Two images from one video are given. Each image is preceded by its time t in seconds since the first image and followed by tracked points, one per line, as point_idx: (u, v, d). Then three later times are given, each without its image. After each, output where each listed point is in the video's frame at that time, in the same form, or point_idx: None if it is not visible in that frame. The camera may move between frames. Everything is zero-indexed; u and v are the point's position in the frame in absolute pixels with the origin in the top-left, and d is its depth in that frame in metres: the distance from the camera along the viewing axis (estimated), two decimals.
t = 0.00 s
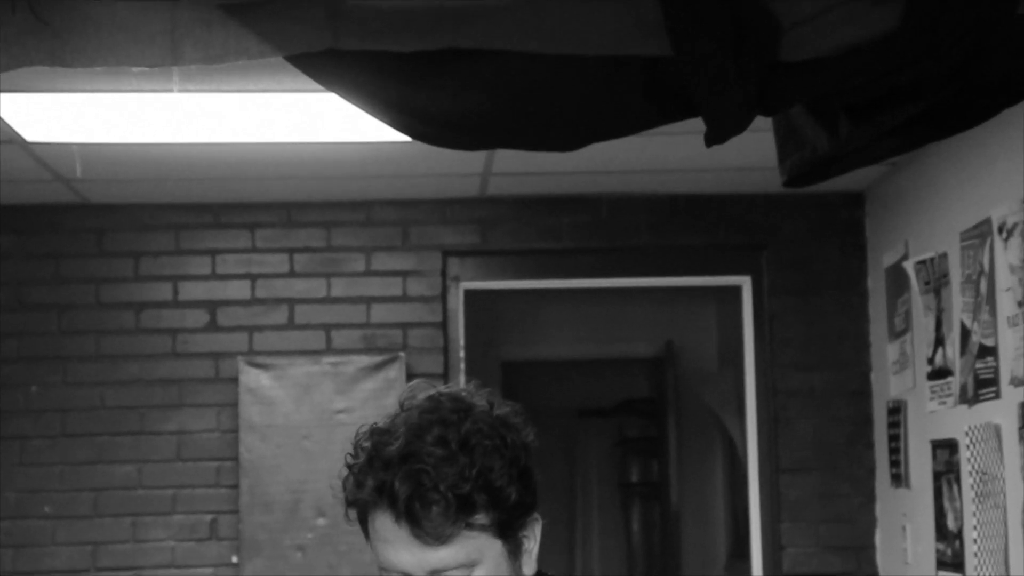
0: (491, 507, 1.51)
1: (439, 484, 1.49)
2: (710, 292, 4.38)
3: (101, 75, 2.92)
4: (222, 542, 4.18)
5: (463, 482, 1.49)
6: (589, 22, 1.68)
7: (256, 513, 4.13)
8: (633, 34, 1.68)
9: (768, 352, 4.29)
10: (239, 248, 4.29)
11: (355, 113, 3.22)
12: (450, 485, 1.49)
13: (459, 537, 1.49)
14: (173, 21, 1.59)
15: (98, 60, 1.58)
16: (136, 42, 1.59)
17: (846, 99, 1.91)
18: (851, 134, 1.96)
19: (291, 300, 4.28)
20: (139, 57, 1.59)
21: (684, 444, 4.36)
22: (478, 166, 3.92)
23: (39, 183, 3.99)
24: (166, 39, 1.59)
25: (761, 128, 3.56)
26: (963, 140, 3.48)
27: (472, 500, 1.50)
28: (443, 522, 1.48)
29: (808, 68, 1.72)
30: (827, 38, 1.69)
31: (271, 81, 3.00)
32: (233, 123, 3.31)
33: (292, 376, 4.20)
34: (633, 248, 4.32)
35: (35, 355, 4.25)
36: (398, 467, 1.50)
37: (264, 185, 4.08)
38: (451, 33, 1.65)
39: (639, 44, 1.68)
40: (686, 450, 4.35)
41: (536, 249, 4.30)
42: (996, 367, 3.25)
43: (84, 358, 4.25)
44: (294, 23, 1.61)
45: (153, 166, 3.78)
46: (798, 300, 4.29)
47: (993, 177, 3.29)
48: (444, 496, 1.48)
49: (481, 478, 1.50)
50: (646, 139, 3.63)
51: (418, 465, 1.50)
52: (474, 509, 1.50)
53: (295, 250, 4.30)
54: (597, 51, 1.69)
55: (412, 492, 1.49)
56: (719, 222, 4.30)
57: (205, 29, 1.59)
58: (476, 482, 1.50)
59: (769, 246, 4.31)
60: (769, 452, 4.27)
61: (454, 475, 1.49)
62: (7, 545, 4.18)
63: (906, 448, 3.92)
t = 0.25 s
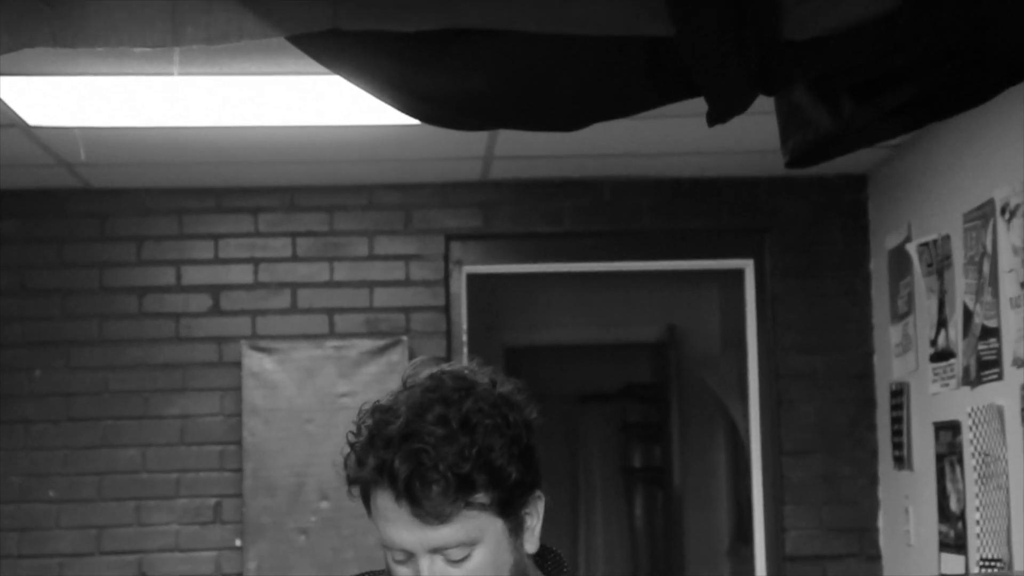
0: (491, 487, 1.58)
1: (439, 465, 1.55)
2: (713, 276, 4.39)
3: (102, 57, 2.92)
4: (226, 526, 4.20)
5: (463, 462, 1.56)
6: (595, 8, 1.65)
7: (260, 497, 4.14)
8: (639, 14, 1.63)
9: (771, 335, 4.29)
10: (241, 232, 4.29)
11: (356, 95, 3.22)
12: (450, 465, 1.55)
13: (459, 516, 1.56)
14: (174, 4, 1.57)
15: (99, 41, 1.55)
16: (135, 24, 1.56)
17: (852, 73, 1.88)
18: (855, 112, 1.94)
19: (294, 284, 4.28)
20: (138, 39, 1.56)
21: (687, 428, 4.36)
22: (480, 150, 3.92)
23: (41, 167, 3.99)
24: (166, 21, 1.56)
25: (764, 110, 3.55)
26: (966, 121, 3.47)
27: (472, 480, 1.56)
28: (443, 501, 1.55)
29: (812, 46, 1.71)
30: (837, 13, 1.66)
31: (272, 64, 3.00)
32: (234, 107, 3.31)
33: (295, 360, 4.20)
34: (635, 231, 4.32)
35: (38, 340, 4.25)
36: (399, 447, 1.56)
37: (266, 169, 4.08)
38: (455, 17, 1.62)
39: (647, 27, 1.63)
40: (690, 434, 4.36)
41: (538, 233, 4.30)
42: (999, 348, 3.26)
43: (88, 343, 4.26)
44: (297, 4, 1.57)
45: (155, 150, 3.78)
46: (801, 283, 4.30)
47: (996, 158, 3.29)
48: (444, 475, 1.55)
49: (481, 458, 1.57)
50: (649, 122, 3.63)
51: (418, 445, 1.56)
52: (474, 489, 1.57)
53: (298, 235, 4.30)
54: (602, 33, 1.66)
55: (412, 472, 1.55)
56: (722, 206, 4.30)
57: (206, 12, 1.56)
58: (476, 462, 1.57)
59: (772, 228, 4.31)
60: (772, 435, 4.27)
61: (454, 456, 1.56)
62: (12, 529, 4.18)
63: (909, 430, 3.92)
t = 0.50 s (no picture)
0: (499, 463, 1.58)
1: (447, 440, 1.56)
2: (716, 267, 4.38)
3: (105, 48, 2.93)
4: (230, 517, 4.20)
5: (471, 439, 1.56)
6: None
7: (263, 489, 4.15)
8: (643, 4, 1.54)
9: (773, 327, 4.29)
10: (244, 224, 4.30)
11: (359, 85, 3.22)
12: (458, 441, 1.56)
13: (467, 492, 1.57)
14: None
15: (99, 30, 1.44)
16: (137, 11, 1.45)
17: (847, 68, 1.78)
18: (860, 100, 1.83)
19: (297, 276, 4.29)
20: (142, 28, 1.45)
21: (690, 421, 4.35)
22: (482, 142, 3.92)
23: (44, 160, 4.00)
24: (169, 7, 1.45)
25: (766, 101, 3.55)
26: (968, 111, 3.47)
27: (480, 456, 1.57)
28: (451, 477, 1.55)
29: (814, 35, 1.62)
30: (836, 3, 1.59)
31: (275, 55, 3.01)
32: (237, 99, 3.32)
33: (298, 352, 4.21)
34: (637, 224, 4.32)
35: (41, 332, 4.25)
36: (407, 423, 1.57)
37: (269, 161, 4.08)
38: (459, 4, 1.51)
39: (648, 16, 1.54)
40: (693, 428, 4.35)
41: (541, 225, 4.31)
42: (1001, 339, 3.26)
43: (91, 335, 4.26)
44: None
45: (157, 142, 3.79)
46: (803, 274, 4.30)
47: (998, 148, 3.29)
48: (452, 451, 1.56)
49: (489, 434, 1.57)
50: (651, 113, 3.63)
51: (426, 421, 1.56)
52: (481, 464, 1.57)
53: (300, 227, 4.30)
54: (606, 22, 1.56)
55: (420, 448, 1.56)
56: (724, 197, 4.30)
57: None
58: (484, 438, 1.57)
59: (774, 220, 4.31)
60: (774, 428, 4.27)
61: (462, 432, 1.57)
62: (15, 521, 4.19)
63: (911, 422, 3.92)
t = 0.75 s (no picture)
0: (507, 426, 1.49)
1: (456, 405, 1.46)
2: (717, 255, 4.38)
3: (106, 35, 2.94)
4: (232, 505, 4.21)
5: (480, 401, 1.47)
6: None
7: (265, 476, 4.16)
8: None
9: (774, 314, 4.29)
10: (245, 213, 4.30)
11: (360, 72, 3.23)
12: (467, 405, 1.46)
13: (476, 455, 1.47)
14: None
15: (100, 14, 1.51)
16: None
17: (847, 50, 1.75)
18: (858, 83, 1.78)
19: (298, 264, 4.29)
20: (141, 12, 1.51)
21: (692, 409, 4.35)
22: (483, 129, 3.92)
23: (45, 148, 4.00)
24: None
25: (767, 87, 3.55)
26: (968, 97, 3.47)
27: (489, 420, 1.47)
28: (460, 440, 1.46)
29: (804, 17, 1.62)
30: None
31: (277, 41, 3.01)
32: (239, 86, 3.32)
33: (299, 340, 4.21)
34: (638, 211, 4.32)
35: (42, 320, 4.26)
36: (415, 388, 1.47)
37: (270, 149, 4.08)
38: None
39: None
40: (694, 417, 4.35)
41: (542, 212, 4.31)
42: (1001, 324, 3.26)
43: (93, 324, 4.27)
44: None
45: (159, 130, 3.79)
46: (804, 262, 4.30)
47: (998, 133, 3.29)
48: (461, 415, 1.46)
49: (498, 398, 1.48)
50: (651, 99, 3.63)
51: (434, 385, 1.47)
52: (490, 428, 1.48)
53: (301, 215, 4.30)
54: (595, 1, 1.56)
55: (429, 411, 1.46)
56: (724, 184, 4.30)
57: None
58: (492, 402, 1.47)
59: (775, 207, 4.32)
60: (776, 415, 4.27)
61: (470, 397, 1.46)
62: (17, 510, 4.20)
63: (912, 408, 3.93)
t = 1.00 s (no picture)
0: (516, 394, 1.56)
1: (466, 372, 1.52)
2: (717, 243, 4.40)
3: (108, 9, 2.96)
4: (232, 491, 4.22)
5: (489, 368, 1.53)
6: None
7: (265, 462, 4.16)
8: None
9: (774, 302, 4.29)
10: (247, 198, 4.30)
11: (361, 56, 3.23)
12: (477, 372, 1.52)
13: (486, 423, 1.53)
14: None
15: None
16: None
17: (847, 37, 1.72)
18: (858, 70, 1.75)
19: (299, 250, 4.29)
20: None
21: (692, 398, 4.38)
22: (484, 115, 3.92)
23: (46, 132, 4.00)
24: None
25: (768, 74, 3.55)
26: (969, 85, 3.47)
27: (498, 386, 1.53)
28: (470, 407, 1.52)
29: None
30: None
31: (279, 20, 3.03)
32: (240, 71, 3.33)
33: (300, 326, 4.21)
34: (639, 199, 4.32)
35: (43, 305, 4.26)
36: (425, 357, 1.54)
37: (270, 134, 4.08)
38: None
39: None
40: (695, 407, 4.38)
41: (543, 199, 4.31)
42: (1002, 311, 3.26)
43: (94, 309, 4.27)
44: None
45: (161, 114, 3.80)
46: (804, 250, 4.30)
47: (999, 120, 3.29)
48: (472, 382, 1.52)
49: (505, 366, 1.54)
50: (653, 86, 3.63)
51: (444, 354, 1.53)
52: (499, 396, 1.54)
53: (302, 201, 4.31)
54: None
55: (440, 379, 1.52)
56: (726, 172, 4.30)
57: None
58: (501, 370, 1.54)
59: (776, 195, 4.32)
60: (775, 402, 4.27)
61: (479, 364, 1.53)
62: (18, 494, 4.20)
63: (912, 396, 3.93)
